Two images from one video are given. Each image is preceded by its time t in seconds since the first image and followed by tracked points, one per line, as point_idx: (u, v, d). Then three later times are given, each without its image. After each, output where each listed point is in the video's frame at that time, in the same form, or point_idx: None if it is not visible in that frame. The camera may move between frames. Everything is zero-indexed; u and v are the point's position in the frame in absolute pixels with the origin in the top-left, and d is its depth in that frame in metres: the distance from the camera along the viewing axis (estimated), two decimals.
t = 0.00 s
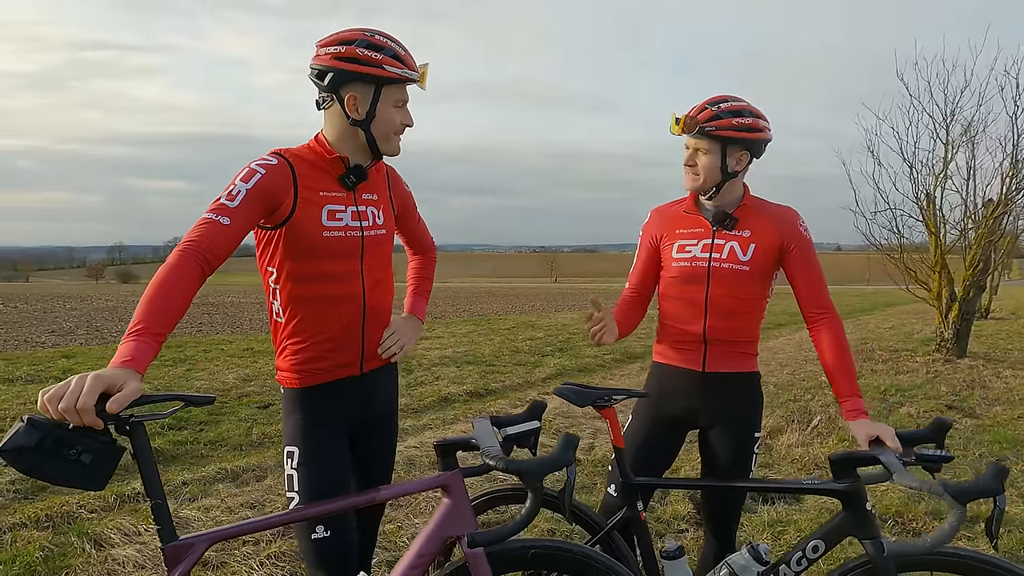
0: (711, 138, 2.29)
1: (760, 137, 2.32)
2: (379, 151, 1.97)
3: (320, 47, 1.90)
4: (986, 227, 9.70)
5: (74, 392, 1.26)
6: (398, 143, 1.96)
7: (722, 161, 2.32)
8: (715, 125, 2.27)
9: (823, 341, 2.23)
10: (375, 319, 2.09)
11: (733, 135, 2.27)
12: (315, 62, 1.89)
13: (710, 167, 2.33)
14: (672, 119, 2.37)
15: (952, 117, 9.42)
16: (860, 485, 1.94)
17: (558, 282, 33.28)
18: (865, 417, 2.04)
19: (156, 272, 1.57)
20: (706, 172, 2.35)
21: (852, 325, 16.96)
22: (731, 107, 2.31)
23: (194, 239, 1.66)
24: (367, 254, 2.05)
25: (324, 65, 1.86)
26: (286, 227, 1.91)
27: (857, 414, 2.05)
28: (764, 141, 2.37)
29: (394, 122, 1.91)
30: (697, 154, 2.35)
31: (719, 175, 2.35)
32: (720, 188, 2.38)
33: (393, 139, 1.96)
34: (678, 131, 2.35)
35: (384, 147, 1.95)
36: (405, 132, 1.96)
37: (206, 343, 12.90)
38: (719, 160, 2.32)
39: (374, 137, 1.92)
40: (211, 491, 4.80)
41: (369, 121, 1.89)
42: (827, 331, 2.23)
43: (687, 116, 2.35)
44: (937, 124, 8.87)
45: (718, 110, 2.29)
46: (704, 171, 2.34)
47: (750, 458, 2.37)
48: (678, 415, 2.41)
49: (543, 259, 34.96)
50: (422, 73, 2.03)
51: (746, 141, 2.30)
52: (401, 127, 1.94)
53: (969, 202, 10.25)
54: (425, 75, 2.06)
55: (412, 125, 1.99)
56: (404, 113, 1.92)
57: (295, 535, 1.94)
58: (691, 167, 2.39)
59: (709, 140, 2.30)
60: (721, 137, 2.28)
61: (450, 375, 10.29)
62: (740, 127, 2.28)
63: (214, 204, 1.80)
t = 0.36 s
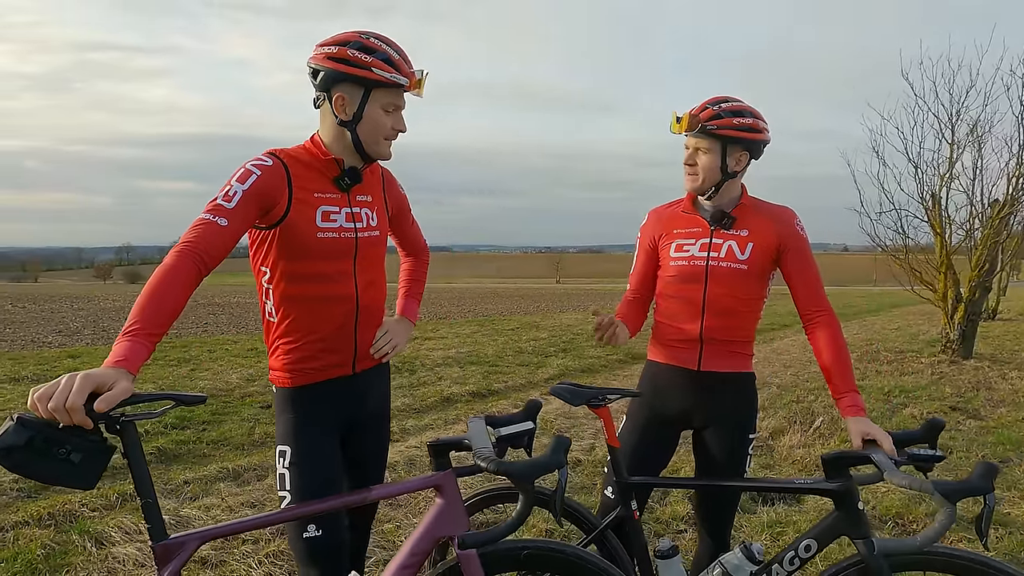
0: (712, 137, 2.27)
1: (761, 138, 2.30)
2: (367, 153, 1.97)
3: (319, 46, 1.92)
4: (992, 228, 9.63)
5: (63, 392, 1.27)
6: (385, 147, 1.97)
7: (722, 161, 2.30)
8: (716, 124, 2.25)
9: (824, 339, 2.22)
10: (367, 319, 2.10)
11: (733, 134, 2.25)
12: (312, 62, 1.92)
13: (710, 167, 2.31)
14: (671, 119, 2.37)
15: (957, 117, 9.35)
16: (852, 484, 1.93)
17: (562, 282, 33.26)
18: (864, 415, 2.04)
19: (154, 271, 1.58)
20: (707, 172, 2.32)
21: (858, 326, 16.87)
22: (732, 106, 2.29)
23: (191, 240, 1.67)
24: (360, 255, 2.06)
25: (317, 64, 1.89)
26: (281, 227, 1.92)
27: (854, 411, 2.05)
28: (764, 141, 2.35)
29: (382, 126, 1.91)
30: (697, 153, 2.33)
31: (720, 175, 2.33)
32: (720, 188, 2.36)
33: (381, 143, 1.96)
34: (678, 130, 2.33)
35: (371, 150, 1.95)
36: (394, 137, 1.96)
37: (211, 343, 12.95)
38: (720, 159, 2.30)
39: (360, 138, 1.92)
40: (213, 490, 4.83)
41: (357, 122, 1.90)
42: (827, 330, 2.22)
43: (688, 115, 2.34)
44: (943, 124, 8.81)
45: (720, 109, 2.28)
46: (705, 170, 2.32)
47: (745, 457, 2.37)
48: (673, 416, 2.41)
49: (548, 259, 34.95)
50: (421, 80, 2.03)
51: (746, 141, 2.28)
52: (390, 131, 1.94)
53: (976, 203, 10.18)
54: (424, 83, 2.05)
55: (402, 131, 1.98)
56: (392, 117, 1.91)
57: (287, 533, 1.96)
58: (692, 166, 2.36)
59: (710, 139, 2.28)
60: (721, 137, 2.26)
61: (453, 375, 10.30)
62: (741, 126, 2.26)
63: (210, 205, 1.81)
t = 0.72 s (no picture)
0: (700, 141, 2.26)
1: (750, 139, 2.29)
2: (355, 153, 1.97)
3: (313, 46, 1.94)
4: (999, 228, 9.56)
5: (52, 390, 1.28)
6: (373, 147, 1.96)
7: (712, 164, 2.29)
8: (703, 128, 2.24)
9: (820, 336, 2.20)
10: (360, 319, 2.10)
11: (721, 137, 2.25)
12: (305, 62, 1.94)
13: (699, 171, 2.30)
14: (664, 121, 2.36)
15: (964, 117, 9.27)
16: (847, 486, 1.92)
17: (568, 283, 33.22)
18: (866, 417, 2.02)
19: (144, 271, 1.59)
20: (697, 175, 2.31)
21: (864, 327, 16.78)
22: (720, 108, 2.28)
23: (181, 240, 1.68)
24: (352, 255, 2.07)
25: (310, 64, 1.90)
26: (273, 227, 1.92)
27: (856, 413, 2.03)
28: (754, 143, 2.34)
29: (369, 125, 1.91)
30: (686, 156, 2.32)
31: (710, 179, 2.32)
32: (709, 191, 2.36)
33: (369, 144, 1.96)
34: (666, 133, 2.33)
35: (358, 149, 1.95)
36: (382, 137, 1.95)
37: (216, 343, 13.00)
38: (710, 163, 2.29)
39: (349, 137, 1.93)
40: (214, 489, 4.85)
41: (345, 121, 1.90)
42: (822, 329, 2.20)
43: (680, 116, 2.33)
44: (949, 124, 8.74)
45: (707, 112, 2.27)
46: (694, 174, 2.31)
47: (743, 458, 2.34)
48: (668, 415, 2.40)
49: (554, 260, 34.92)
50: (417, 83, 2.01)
51: (735, 143, 2.27)
52: (378, 131, 1.93)
53: (982, 203, 10.10)
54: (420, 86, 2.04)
55: (392, 132, 1.98)
56: (380, 117, 1.90)
57: (279, 533, 1.97)
58: (681, 169, 2.36)
59: (697, 143, 2.28)
60: (710, 141, 2.25)
61: (456, 376, 10.30)
62: (729, 130, 2.25)
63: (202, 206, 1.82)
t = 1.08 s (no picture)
0: (699, 142, 2.24)
1: (751, 140, 2.26)
2: (346, 151, 1.97)
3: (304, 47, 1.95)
4: (1006, 229, 9.47)
5: (43, 387, 1.28)
6: (362, 144, 1.96)
7: (711, 165, 2.26)
8: (701, 129, 2.21)
9: (821, 336, 2.16)
10: (354, 319, 2.10)
11: (719, 136, 2.21)
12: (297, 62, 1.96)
13: (699, 172, 2.27)
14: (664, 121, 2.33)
15: (971, 117, 9.18)
16: (855, 490, 1.88)
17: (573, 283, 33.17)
18: (870, 422, 1.97)
19: (132, 270, 1.60)
20: (696, 176, 2.28)
21: (871, 328, 16.68)
22: (719, 109, 2.25)
23: (169, 239, 1.69)
24: (346, 255, 2.07)
25: (300, 62, 1.92)
26: (265, 227, 1.93)
27: (860, 418, 1.98)
28: (755, 144, 2.30)
29: (358, 121, 1.90)
30: (685, 157, 2.30)
31: (710, 180, 2.29)
32: (710, 194, 2.32)
33: (358, 141, 1.95)
34: (665, 134, 2.31)
35: (347, 146, 1.95)
36: (371, 134, 1.95)
37: (222, 343, 13.04)
38: (709, 164, 2.26)
39: (338, 134, 1.92)
40: (216, 488, 4.86)
41: (334, 118, 1.90)
42: (823, 332, 2.16)
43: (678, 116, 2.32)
44: (957, 123, 8.65)
45: (706, 112, 2.24)
46: (694, 175, 2.29)
47: (742, 461, 2.32)
48: (666, 416, 2.38)
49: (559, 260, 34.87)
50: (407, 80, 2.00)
51: (734, 144, 2.24)
52: (367, 128, 1.93)
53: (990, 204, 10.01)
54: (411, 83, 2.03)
55: (381, 129, 1.97)
56: (368, 113, 1.90)
57: (273, 532, 1.97)
58: (681, 171, 2.34)
59: (696, 144, 2.25)
60: (709, 142, 2.22)
61: (460, 376, 10.30)
62: (728, 130, 2.21)
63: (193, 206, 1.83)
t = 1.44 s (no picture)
0: (705, 139, 2.21)
1: (758, 140, 2.24)
2: (331, 141, 1.99)
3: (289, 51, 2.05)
4: (1016, 229, 9.39)
5: (38, 387, 1.29)
6: (344, 132, 1.97)
7: (716, 163, 2.23)
8: (708, 126, 2.18)
9: (824, 336, 2.13)
10: (352, 320, 2.10)
11: (723, 133, 2.19)
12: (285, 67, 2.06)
13: (704, 170, 2.24)
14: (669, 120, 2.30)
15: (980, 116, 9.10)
16: (860, 493, 1.81)
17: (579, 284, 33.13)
18: (875, 424, 1.93)
19: (129, 270, 1.61)
20: (699, 174, 2.26)
21: (879, 329, 16.57)
22: (726, 107, 2.22)
23: (167, 240, 1.70)
24: (343, 255, 2.07)
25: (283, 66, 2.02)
26: (262, 227, 1.94)
27: (863, 419, 1.95)
28: (762, 145, 2.28)
29: (333, 107, 1.93)
30: (691, 155, 2.27)
31: (713, 179, 2.26)
32: (712, 192, 2.29)
33: (339, 129, 1.97)
34: (671, 131, 2.26)
35: (330, 135, 1.97)
36: (351, 120, 1.96)
37: (228, 343, 13.09)
38: (714, 162, 2.24)
39: (319, 124, 1.96)
40: (220, 488, 4.88)
41: (312, 110, 1.95)
42: (826, 333, 2.14)
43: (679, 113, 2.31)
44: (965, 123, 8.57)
45: (713, 110, 2.21)
46: (699, 174, 2.26)
47: (742, 464, 2.31)
48: (667, 417, 2.36)
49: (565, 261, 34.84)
50: (383, 61, 2.00)
51: (741, 144, 2.21)
52: (344, 113, 1.94)
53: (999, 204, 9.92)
54: (390, 64, 2.01)
55: (361, 113, 1.98)
56: (341, 97, 1.92)
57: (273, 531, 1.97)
58: (686, 168, 2.31)
59: (703, 141, 2.22)
60: (716, 139, 2.20)
61: (465, 376, 10.29)
62: (735, 128, 2.19)
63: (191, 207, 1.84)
